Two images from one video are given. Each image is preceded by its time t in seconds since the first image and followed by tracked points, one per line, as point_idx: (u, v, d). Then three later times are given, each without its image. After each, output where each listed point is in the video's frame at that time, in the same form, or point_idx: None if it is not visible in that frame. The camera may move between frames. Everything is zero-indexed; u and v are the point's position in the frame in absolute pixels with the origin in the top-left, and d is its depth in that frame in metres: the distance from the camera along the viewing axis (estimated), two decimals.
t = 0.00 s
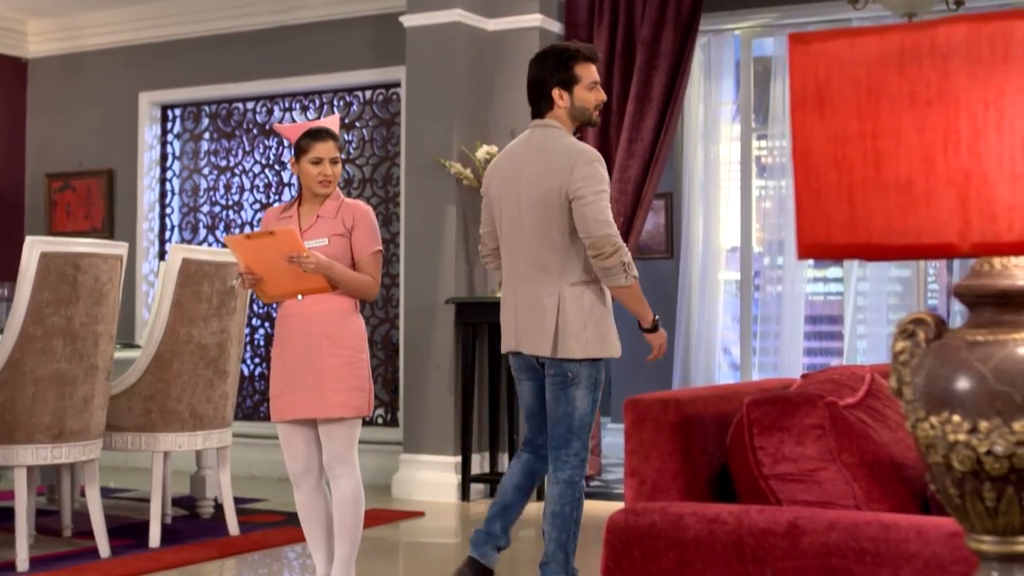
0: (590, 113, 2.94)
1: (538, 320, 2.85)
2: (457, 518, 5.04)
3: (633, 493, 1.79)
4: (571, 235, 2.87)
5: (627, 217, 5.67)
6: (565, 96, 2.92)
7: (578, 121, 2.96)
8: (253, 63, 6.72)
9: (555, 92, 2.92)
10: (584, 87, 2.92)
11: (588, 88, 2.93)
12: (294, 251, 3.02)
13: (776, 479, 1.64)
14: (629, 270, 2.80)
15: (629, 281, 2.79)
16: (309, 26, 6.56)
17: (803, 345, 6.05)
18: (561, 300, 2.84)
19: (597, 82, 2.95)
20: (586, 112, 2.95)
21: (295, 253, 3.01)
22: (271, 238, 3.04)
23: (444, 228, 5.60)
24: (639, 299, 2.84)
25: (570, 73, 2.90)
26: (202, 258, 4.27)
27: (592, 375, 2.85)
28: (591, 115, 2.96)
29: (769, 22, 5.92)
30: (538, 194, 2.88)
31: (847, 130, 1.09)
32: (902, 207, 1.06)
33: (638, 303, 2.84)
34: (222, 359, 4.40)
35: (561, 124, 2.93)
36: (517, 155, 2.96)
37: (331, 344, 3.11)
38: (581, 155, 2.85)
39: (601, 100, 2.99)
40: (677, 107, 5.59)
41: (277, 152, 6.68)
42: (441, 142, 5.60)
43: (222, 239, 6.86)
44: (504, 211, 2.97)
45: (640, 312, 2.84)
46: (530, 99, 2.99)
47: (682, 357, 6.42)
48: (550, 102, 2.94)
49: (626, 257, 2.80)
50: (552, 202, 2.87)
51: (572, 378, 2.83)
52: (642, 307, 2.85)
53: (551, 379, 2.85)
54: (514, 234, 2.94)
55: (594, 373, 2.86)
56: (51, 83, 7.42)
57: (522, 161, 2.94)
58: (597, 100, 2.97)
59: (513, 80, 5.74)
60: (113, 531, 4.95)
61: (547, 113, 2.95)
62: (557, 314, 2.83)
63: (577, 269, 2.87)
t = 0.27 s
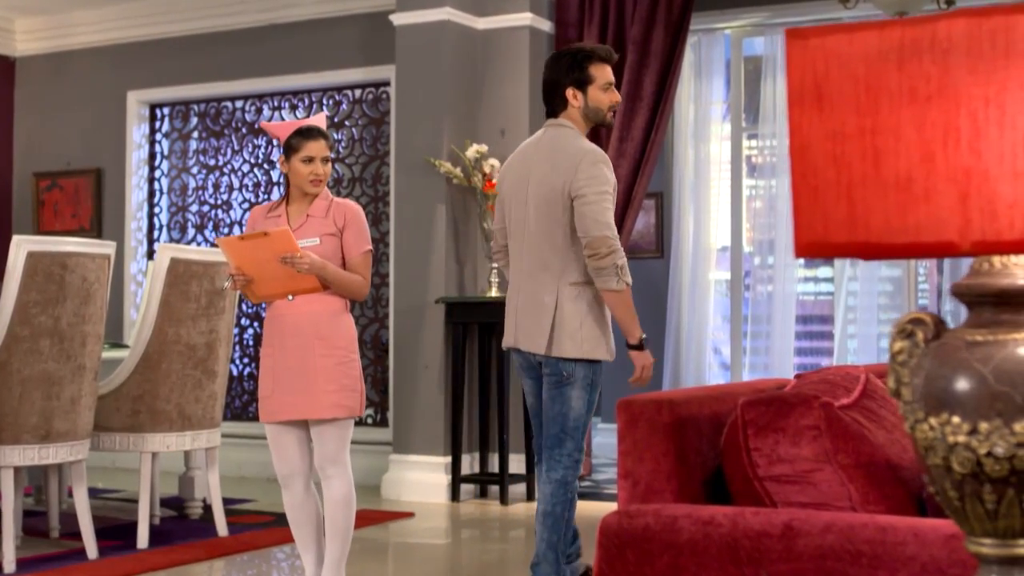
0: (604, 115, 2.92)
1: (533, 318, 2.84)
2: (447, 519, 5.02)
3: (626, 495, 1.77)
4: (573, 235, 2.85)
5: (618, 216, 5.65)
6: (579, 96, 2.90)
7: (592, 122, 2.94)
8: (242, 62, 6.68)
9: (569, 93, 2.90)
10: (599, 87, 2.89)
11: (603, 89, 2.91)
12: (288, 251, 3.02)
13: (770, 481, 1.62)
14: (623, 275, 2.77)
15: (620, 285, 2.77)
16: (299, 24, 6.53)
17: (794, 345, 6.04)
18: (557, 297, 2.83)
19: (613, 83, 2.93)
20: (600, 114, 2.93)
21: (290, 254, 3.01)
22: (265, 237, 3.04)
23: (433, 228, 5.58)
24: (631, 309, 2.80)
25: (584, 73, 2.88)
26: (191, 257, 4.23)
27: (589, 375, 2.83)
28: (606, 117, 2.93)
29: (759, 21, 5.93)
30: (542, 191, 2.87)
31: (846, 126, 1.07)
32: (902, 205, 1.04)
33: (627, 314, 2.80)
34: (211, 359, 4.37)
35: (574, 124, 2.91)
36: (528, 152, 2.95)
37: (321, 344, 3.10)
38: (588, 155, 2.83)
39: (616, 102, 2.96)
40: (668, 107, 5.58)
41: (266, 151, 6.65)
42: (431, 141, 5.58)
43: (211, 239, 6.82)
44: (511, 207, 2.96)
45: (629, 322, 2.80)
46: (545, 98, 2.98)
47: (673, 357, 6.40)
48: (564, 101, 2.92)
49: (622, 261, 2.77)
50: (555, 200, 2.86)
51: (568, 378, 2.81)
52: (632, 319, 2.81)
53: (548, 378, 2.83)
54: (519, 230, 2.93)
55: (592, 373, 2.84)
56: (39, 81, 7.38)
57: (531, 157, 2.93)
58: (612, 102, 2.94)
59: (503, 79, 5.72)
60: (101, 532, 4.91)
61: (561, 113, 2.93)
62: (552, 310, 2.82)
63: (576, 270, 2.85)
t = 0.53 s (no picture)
0: (607, 116, 2.91)
1: (526, 317, 2.85)
2: (440, 519, 5.00)
3: (622, 497, 1.76)
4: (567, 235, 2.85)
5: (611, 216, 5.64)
6: (581, 98, 2.90)
7: (596, 124, 2.93)
8: (234, 61, 6.66)
9: (572, 94, 2.90)
10: (602, 89, 2.88)
11: (607, 91, 2.90)
12: (283, 251, 3.01)
13: (769, 482, 1.61)
14: (605, 274, 2.75)
15: (602, 284, 2.74)
16: (291, 23, 6.51)
17: (787, 344, 6.03)
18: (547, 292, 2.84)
19: (617, 85, 2.91)
20: (603, 115, 2.92)
21: (285, 253, 3.00)
22: (260, 237, 3.02)
23: (426, 227, 5.56)
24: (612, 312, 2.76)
25: (585, 74, 2.87)
26: (182, 256, 4.21)
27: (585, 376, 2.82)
28: (610, 118, 2.92)
29: (753, 20, 5.93)
30: (538, 191, 2.88)
31: (847, 123, 1.05)
32: (903, 202, 1.02)
33: (608, 320, 2.76)
34: (203, 359, 4.34)
35: (576, 125, 2.91)
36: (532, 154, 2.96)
37: (315, 345, 3.08)
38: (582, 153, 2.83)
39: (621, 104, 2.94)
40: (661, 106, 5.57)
41: (258, 150, 6.62)
42: (423, 140, 5.56)
43: (203, 238, 6.80)
44: (515, 208, 2.98)
45: (609, 326, 2.76)
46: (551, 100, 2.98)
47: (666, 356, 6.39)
48: (568, 102, 2.92)
49: (605, 260, 2.75)
50: (549, 199, 2.86)
51: (565, 378, 2.80)
52: (611, 322, 2.76)
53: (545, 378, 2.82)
54: (521, 232, 2.95)
55: (588, 374, 2.84)
56: (29, 80, 7.34)
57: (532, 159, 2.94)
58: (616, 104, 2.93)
59: (496, 78, 5.70)
60: (92, 533, 4.88)
61: (565, 114, 2.94)
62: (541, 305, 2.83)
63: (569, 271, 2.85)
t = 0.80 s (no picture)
0: (603, 116, 3.00)
1: (536, 319, 2.98)
2: (434, 521, 4.98)
3: (620, 500, 1.73)
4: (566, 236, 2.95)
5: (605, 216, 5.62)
6: (578, 99, 3.01)
7: (593, 125, 3.02)
8: (227, 60, 6.63)
9: (568, 95, 3.02)
10: (597, 89, 2.98)
11: (602, 91, 2.99)
12: (280, 251, 2.99)
13: (768, 485, 1.58)
14: (598, 270, 2.82)
15: (596, 281, 2.81)
16: (284, 23, 6.48)
17: (781, 345, 6.01)
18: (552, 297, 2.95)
19: (614, 87, 3.01)
20: (599, 116, 3.01)
21: (282, 253, 2.98)
22: (257, 237, 3.00)
23: (420, 227, 5.53)
24: (611, 306, 2.83)
25: (580, 76, 2.99)
26: (174, 257, 4.18)
27: (588, 373, 2.94)
28: (607, 118, 3.01)
29: (747, 19, 5.93)
30: (538, 198, 3.00)
31: (850, 119, 1.03)
32: (909, 201, 1.00)
33: (611, 314, 2.83)
34: (195, 359, 4.31)
35: (574, 126, 3.01)
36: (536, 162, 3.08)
37: (310, 346, 3.06)
38: (569, 155, 2.92)
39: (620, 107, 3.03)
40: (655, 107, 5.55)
41: (251, 150, 6.59)
42: (416, 140, 5.54)
43: (195, 238, 6.76)
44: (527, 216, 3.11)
45: (612, 320, 2.83)
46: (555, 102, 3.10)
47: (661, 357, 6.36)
48: (566, 104, 3.04)
49: (596, 256, 2.82)
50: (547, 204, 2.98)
51: (569, 376, 2.92)
52: (613, 316, 2.83)
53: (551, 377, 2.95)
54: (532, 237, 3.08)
55: (592, 372, 2.96)
56: (20, 80, 7.31)
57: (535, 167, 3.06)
58: (614, 105, 3.02)
59: (490, 78, 5.68)
60: (83, 535, 4.85)
61: (566, 116, 3.06)
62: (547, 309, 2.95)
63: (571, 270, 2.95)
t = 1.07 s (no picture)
0: (602, 117, 3.05)
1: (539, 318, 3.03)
2: (429, 522, 4.95)
3: (620, 503, 1.71)
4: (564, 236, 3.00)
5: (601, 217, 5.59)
6: (578, 99, 3.07)
7: (594, 126, 3.08)
8: (221, 59, 6.60)
9: (569, 96, 3.08)
10: (595, 91, 3.04)
11: (601, 92, 3.04)
12: (276, 250, 2.97)
13: (771, 487, 1.56)
14: (590, 266, 2.84)
15: (590, 277, 2.84)
16: (278, 22, 6.46)
17: (778, 346, 5.98)
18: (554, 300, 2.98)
19: (614, 88, 3.05)
20: (598, 117, 3.06)
21: (279, 253, 2.96)
22: (253, 236, 2.98)
23: (415, 227, 5.50)
24: (609, 301, 2.84)
25: (580, 78, 3.05)
26: (168, 257, 4.15)
27: (584, 370, 2.95)
28: (605, 118, 3.06)
29: (743, 18, 5.95)
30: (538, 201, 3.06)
31: (859, 114, 1.01)
32: (918, 197, 0.98)
33: (608, 306, 2.85)
34: (189, 359, 4.28)
35: (575, 127, 3.08)
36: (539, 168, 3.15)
37: (306, 346, 3.03)
38: (559, 156, 2.97)
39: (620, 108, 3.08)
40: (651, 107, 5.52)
41: (245, 149, 6.56)
42: (411, 139, 5.51)
43: (189, 238, 6.73)
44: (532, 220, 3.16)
45: (613, 311, 2.85)
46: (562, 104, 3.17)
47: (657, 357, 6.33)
48: (568, 105, 3.11)
49: (587, 253, 2.85)
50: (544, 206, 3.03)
51: (567, 374, 2.96)
52: (613, 309, 2.84)
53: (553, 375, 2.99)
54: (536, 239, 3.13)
55: (588, 368, 2.97)
56: (13, 79, 7.27)
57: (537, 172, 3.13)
58: (614, 106, 3.07)
59: (485, 77, 5.65)
60: (77, 536, 4.82)
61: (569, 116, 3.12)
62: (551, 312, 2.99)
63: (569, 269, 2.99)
